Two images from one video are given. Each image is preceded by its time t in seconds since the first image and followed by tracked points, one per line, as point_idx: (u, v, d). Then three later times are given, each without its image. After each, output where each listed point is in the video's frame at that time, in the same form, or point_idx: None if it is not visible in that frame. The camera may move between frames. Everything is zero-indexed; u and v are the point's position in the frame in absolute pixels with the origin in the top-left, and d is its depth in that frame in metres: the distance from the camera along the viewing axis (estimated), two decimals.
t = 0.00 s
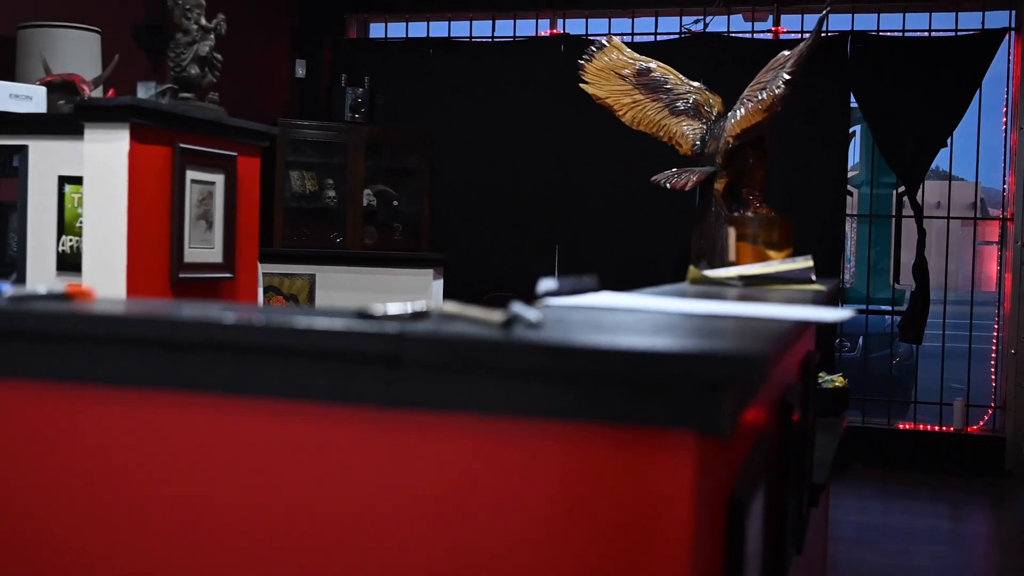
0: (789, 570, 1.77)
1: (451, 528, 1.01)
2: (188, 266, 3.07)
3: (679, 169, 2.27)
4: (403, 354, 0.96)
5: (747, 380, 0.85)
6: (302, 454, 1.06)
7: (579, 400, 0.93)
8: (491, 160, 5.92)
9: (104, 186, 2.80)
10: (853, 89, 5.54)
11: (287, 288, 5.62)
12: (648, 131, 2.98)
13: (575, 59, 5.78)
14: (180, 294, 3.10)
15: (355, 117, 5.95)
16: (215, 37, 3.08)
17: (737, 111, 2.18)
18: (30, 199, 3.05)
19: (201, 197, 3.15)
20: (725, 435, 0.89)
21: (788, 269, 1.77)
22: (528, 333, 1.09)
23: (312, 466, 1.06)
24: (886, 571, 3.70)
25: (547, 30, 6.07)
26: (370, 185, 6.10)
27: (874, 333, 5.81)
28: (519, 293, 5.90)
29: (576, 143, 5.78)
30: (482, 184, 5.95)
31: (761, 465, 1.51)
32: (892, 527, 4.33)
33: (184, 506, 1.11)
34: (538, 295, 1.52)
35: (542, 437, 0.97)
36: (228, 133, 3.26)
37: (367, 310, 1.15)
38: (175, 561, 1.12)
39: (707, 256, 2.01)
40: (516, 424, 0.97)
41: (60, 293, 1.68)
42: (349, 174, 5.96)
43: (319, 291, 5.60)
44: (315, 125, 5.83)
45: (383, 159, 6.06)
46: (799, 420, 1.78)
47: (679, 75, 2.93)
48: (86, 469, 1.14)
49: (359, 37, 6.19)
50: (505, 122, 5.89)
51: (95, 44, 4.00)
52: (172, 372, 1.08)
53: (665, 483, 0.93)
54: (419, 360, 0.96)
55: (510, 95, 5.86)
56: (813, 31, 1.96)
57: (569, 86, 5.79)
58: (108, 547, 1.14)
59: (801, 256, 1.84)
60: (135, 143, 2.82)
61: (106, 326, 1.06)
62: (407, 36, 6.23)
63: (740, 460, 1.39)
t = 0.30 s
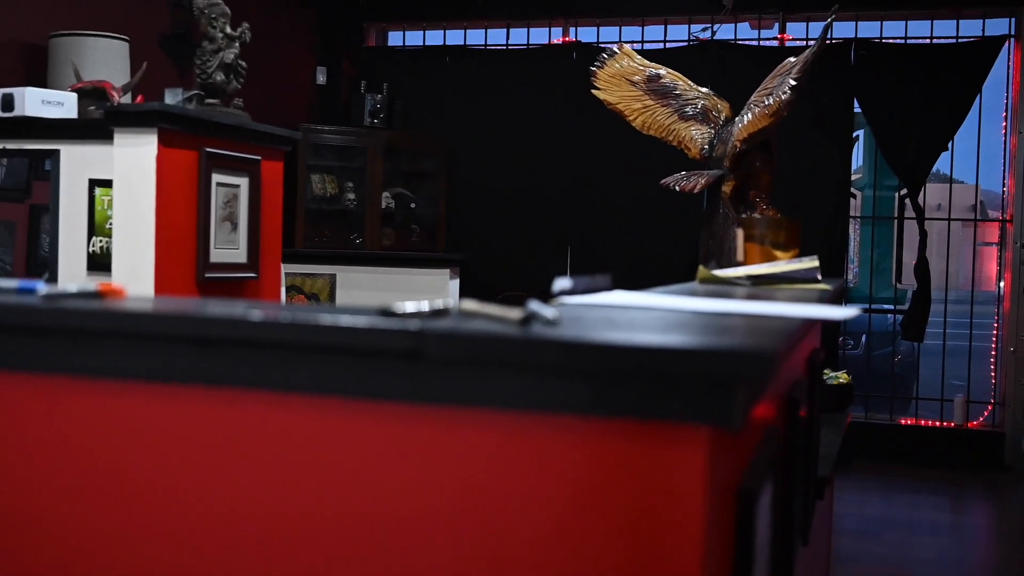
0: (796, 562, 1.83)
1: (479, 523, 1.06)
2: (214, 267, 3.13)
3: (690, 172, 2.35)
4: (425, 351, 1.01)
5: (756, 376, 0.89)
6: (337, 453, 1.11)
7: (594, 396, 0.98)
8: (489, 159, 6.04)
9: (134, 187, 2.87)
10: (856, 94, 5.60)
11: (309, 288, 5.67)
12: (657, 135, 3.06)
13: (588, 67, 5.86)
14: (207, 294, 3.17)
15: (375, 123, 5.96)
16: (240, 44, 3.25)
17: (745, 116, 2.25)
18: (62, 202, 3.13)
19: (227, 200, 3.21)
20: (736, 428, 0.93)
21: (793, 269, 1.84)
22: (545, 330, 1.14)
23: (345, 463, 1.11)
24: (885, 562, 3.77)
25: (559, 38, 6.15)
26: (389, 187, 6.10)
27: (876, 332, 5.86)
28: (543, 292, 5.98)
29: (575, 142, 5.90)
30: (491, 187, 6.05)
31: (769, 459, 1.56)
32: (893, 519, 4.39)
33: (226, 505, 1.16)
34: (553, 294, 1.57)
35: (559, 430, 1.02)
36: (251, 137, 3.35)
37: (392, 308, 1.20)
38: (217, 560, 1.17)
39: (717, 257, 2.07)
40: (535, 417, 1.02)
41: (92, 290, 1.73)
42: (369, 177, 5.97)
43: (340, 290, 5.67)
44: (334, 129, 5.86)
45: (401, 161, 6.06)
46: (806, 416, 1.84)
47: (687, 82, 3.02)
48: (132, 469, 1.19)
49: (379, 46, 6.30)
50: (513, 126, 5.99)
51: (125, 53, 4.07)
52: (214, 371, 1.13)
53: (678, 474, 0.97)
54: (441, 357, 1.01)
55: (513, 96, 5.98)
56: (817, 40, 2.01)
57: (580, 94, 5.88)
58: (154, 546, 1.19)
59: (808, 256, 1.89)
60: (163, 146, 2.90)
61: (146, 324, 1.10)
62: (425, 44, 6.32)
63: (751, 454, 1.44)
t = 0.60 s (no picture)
0: (803, 557, 1.88)
1: (487, 522, 1.06)
2: (234, 267, 3.21)
3: (695, 175, 2.40)
4: (442, 348, 1.01)
5: (765, 371, 0.89)
6: (347, 450, 1.11)
7: (609, 394, 0.98)
8: (495, 162, 6.11)
9: (161, 193, 2.95)
10: (860, 99, 5.65)
11: (325, 288, 5.74)
12: (665, 138, 3.14)
13: (598, 71, 5.91)
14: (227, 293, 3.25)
15: (389, 126, 6.09)
16: (260, 51, 3.28)
17: (749, 118, 2.31)
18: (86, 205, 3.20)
19: (246, 203, 3.28)
20: (749, 426, 0.93)
21: (799, 268, 1.89)
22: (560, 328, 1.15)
23: (353, 461, 1.11)
24: (887, 555, 3.82)
25: (569, 44, 6.21)
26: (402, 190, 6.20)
27: (879, 331, 5.89)
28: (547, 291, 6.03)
29: (575, 143, 5.97)
30: (498, 189, 6.12)
31: (778, 455, 1.60)
32: (895, 514, 4.44)
33: (237, 503, 1.16)
34: (566, 293, 1.62)
35: (571, 427, 1.02)
36: (271, 141, 3.42)
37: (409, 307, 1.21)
38: (223, 560, 1.17)
39: (729, 258, 2.13)
40: (548, 414, 1.02)
41: (117, 289, 1.76)
42: (383, 179, 6.09)
43: (356, 290, 5.73)
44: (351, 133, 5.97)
45: (415, 164, 6.18)
46: (813, 413, 1.89)
47: (694, 87, 3.07)
48: (141, 465, 1.20)
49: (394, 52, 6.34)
50: (520, 129, 6.05)
51: (146, 59, 4.11)
52: (232, 368, 1.13)
53: (688, 470, 0.97)
54: (457, 355, 1.01)
55: (520, 101, 6.04)
56: (822, 45, 2.06)
57: (587, 99, 5.94)
58: (159, 545, 1.19)
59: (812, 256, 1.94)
60: (185, 150, 2.97)
61: (166, 322, 1.11)
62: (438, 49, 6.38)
63: (758, 449, 1.47)
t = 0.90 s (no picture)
0: (809, 550, 1.94)
1: (496, 517, 1.08)
2: (251, 267, 3.24)
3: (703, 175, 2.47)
4: (459, 346, 1.03)
5: (776, 368, 0.90)
6: (352, 450, 1.14)
7: (621, 390, 1.00)
8: (501, 165, 6.18)
9: (179, 193, 3.00)
10: (862, 101, 5.70)
11: (341, 287, 5.79)
12: (672, 141, 3.23)
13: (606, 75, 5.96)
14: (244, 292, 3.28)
15: (403, 130, 6.18)
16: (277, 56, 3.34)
17: (757, 119, 2.35)
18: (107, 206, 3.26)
19: (264, 204, 3.32)
20: (761, 422, 0.95)
21: (806, 268, 1.94)
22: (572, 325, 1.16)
23: (359, 459, 1.14)
24: (890, 549, 3.87)
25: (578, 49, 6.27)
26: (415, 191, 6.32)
27: (881, 329, 5.97)
28: (552, 291, 6.09)
29: (579, 144, 6.03)
30: (505, 191, 6.18)
31: (788, 450, 1.66)
32: (899, 509, 4.48)
33: (248, 499, 1.19)
34: (580, 292, 1.67)
35: (580, 423, 1.04)
36: (290, 143, 3.48)
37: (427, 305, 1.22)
38: (223, 559, 1.21)
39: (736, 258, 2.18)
40: (560, 409, 1.04)
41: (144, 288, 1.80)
42: (396, 180, 6.20)
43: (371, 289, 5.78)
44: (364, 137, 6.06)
45: (426, 166, 6.29)
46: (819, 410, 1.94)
47: (702, 91, 3.15)
48: (156, 460, 1.23)
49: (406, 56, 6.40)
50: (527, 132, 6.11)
51: (167, 65, 4.18)
52: (251, 366, 1.14)
53: (694, 464, 0.99)
54: (474, 352, 1.03)
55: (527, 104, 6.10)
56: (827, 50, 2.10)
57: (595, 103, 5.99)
58: (166, 545, 1.23)
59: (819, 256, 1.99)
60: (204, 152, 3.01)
61: (187, 321, 1.13)
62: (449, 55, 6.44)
63: (768, 444, 1.51)
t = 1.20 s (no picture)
0: (814, 542, 1.99)
1: (507, 520, 1.00)
2: (269, 267, 3.32)
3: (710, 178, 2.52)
4: (476, 342, 0.97)
5: (793, 365, 0.84)
6: (358, 448, 1.07)
7: (636, 386, 0.93)
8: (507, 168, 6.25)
9: (196, 193, 3.04)
10: (863, 105, 5.77)
11: (354, 286, 5.84)
12: (677, 143, 3.26)
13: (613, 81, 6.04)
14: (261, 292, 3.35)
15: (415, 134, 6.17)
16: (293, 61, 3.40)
17: (763, 123, 2.43)
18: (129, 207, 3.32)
19: (281, 205, 3.39)
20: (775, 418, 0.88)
21: (809, 268, 2.00)
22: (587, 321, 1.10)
23: (364, 458, 1.06)
24: (891, 542, 3.93)
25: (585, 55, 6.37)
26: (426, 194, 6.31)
27: (880, 328, 6.02)
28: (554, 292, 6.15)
29: (584, 148, 6.10)
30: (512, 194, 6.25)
31: (795, 444, 1.73)
32: (899, 502, 4.54)
33: (248, 498, 1.12)
34: (591, 290, 1.72)
35: (597, 420, 0.96)
36: (305, 146, 3.54)
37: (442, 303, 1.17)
38: (223, 560, 1.13)
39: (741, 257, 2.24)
40: (577, 406, 0.97)
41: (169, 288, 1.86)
42: (409, 183, 6.22)
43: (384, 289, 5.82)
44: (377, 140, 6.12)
45: (437, 169, 6.28)
46: (823, 406, 2.00)
47: (706, 94, 3.18)
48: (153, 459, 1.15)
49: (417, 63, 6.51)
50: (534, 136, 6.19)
51: (184, 71, 4.23)
52: (254, 362, 1.08)
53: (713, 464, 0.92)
54: (491, 349, 0.97)
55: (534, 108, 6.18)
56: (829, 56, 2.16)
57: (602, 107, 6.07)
58: (162, 544, 1.15)
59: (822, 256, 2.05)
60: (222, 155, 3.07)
61: (191, 316, 1.07)
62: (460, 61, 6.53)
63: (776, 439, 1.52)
